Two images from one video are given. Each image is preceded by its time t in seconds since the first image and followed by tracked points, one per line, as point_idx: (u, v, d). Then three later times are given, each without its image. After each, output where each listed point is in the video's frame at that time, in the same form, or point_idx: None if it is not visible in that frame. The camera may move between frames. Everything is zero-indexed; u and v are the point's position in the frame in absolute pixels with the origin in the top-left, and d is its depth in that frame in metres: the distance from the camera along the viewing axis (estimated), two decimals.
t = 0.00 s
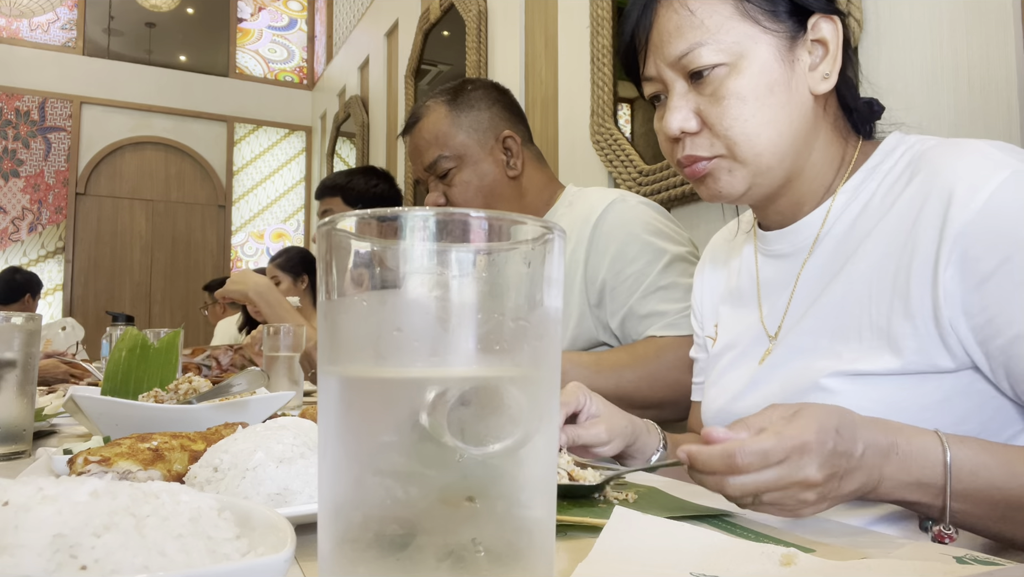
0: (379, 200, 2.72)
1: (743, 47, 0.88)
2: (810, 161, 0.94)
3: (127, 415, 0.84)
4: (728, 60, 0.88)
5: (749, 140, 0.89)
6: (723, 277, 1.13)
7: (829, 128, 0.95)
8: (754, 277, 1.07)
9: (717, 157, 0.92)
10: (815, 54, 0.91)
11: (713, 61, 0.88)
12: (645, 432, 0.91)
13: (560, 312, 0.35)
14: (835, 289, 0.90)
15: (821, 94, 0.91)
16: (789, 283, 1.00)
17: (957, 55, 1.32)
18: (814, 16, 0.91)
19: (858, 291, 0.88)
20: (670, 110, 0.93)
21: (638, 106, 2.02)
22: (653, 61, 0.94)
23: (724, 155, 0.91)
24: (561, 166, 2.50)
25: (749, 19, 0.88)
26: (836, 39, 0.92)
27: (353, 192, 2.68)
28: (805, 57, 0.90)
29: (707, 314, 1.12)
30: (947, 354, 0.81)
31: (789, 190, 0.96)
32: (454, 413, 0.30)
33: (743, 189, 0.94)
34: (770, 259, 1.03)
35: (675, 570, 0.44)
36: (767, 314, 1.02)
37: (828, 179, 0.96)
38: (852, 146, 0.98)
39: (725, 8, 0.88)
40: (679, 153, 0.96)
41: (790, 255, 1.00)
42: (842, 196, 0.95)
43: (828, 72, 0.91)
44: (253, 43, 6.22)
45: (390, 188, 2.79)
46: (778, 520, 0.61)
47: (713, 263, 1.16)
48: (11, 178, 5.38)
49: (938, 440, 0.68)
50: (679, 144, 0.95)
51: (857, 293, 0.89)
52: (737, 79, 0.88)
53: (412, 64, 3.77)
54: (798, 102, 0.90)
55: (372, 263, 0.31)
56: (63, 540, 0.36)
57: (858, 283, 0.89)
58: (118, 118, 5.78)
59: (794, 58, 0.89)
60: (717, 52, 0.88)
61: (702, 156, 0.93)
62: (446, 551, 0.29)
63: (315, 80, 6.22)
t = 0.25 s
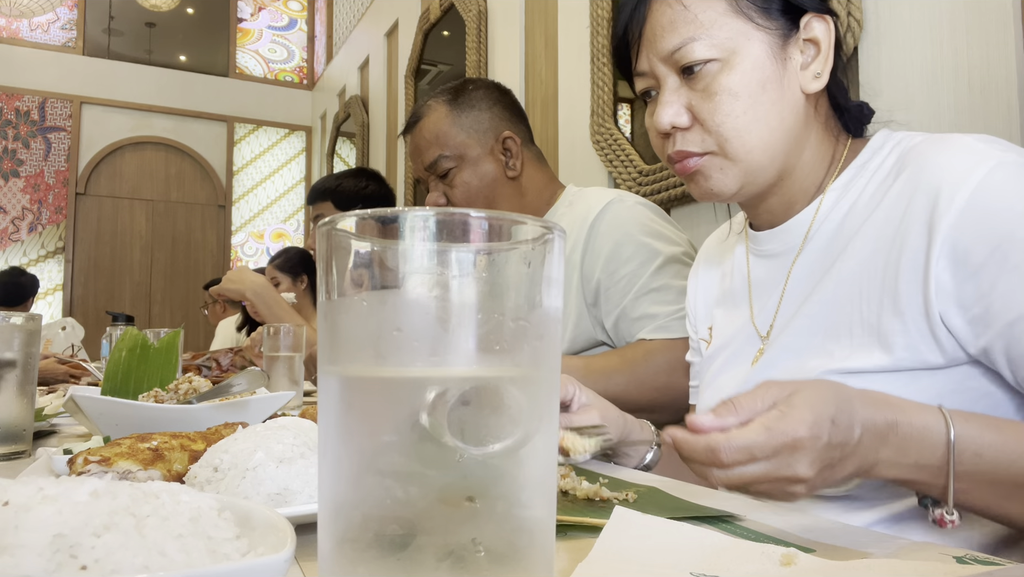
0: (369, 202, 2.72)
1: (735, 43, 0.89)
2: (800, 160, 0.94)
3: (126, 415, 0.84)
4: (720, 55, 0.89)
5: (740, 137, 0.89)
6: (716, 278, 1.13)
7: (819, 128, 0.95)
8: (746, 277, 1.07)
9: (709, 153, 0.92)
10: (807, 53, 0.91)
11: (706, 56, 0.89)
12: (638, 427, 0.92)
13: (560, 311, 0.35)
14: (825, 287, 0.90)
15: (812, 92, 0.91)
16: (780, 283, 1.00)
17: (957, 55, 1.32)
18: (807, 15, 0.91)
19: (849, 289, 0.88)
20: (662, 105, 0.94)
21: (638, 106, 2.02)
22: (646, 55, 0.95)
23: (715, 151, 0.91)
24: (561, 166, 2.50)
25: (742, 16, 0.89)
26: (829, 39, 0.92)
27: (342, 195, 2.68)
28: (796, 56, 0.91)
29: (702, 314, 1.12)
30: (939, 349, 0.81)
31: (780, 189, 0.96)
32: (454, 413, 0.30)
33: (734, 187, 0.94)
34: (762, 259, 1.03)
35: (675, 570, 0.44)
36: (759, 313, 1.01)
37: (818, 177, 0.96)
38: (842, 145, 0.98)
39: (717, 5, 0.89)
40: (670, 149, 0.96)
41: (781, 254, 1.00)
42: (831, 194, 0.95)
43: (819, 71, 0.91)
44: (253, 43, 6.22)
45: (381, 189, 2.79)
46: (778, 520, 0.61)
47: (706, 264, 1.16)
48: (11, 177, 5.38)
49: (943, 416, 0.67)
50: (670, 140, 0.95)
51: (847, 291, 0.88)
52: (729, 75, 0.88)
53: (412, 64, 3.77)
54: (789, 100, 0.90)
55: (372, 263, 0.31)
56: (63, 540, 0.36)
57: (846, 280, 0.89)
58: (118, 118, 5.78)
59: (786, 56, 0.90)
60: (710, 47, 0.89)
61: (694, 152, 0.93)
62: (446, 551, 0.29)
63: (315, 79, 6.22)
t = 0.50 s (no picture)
0: (366, 200, 2.71)
1: (714, 42, 0.88)
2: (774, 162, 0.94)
3: (126, 415, 0.84)
4: (700, 54, 0.88)
5: (719, 136, 0.89)
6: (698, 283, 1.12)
7: (795, 130, 0.95)
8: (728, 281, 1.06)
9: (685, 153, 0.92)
10: (783, 56, 0.92)
11: (686, 54, 0.87)
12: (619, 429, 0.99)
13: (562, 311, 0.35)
14: (803, 291, 0.90)
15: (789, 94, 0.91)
16: (758, 286, 1.00)
17: (957, 54, 1.32)
18: (784, 17, 0.91)
19: (825, 291, 0.88)
20: (639, 102, 0.93)
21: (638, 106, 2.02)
22: (624, 51, 0.93)
23: (693, 150, 0.91)
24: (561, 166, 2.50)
25: (721, 15, 0.88)
26: (804, 43, 0.92)
27: (339, 194, 2.68)
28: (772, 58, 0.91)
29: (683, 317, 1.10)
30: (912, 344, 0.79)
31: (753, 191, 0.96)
32: (456, 413, 0.30)
33: (711, 187, 0.93)
34: (744, 262, 1.02)
35: (675, 570, 0.44)
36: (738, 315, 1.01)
37: (792, 179, 0.96)
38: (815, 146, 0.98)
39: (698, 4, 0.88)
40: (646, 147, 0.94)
41: (759, 256, 0.99)
42: (805, 194, 0.94)
43: (796, 75, 0.91)
44: (253, 43, 6.22)
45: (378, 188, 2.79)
46: (778, 520, 0.61)
47: (689, 271, 1.15)
48: (11, 178, 5.38)
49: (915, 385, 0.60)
50: (647, 137, 0.94)
51: (824, 294, 0.88)
52: (708, 74, 0.88)
53: (412, 64, 3.78)
54: (765, 102, 0.90)
55: (374, 264, 0.31)
56: (64, 539, 0.36)
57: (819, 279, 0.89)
58: (118, 118, 5.78)
59: (763, 57, 0.90)
60: (690, 45, 0.87)
61: (672, 150, 0.92)
62: (447, 551, 0.29)
63: (315, 80, 6.21)
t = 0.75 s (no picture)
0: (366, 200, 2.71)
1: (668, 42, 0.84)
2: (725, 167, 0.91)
3: (127, 415, 0.84)
4: (652, 54, 0.84)
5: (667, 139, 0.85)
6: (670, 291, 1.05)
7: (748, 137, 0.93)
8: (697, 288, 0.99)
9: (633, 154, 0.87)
10: (737, 62, 0.89)
11: (637, 52, 0.84)
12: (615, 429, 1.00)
13: (563, 311, 0.35)
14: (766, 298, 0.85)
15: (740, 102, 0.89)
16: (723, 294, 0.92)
17: (956, 54, 1.32)
18: (739, 24, 0.89)
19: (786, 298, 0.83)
20: (589, 100, 0.89)
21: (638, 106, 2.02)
22: (578, 46, 0.89)
23: (641, 151, 0.86)
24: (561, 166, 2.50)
25: (676, 15, 0.85)
26: (759, 51, 0.91)
27: (339, 197, 2.68)
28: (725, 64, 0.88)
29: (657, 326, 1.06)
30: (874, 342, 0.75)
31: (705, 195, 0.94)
32: (456, 413, 0.30)
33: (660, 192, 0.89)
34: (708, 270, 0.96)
35: (676, 570, 0.44)
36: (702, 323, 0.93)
37: (743, 183, 0.94)
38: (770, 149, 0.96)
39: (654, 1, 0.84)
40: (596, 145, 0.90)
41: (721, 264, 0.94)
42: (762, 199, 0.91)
43: (749, 81, 0.89)
44: (253, 43, 6.22)
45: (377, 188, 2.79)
46: (778, 520, 0.61)
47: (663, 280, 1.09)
48: (11, 178, 5.38)
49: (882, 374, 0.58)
50: (596, 136, 0.90)
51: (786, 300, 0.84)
52: (659, 75, 0.84)
53: (412, 64, 3.77)
54: (716, 107, 0.87)
55: (375, 264, 0.31)
56: (65, 539, 0.36)
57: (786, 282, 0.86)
58: (118, 118, 5.78)
59: (718, 64, 0.87)
60: (644, 45, 0.84)
61: (621, 150, 0.87)
62: (447, 551, 0.29)
63: (315, 80, 6.21)
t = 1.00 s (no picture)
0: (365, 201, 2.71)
1: (624, 42, 0.87)
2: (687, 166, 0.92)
3: (127, 415, 0.84)
4: (608, 53, 0.87)
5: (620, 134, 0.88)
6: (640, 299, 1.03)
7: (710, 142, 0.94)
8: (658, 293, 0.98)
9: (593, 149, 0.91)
10: (697, 68, 0.91)
11: (594, 50, 0.87)
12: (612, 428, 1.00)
13: (562, 310, 0.35)
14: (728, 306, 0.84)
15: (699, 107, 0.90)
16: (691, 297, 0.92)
17: (956, 54, 1.32)
18: (700, 31, 0.91)
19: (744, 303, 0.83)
20: (547, 97, 0.93)
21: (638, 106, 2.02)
22: (536, 46, 0.93)
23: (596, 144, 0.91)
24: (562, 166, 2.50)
25: (636, 18, 0.87)
26: (719, 57, 0.92)
27: (339, 198, 2.68)
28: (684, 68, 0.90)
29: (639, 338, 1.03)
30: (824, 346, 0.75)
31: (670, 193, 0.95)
32: (456, 413, 0.30)
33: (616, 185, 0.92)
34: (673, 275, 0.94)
35: (676, 570, 0.44)
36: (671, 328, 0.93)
37: (706, 186, 0.94)
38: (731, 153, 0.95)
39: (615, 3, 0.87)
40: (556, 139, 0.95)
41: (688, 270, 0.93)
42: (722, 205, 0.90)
43: (706, 86, 0.90)
44: (253, 43, 6.22)
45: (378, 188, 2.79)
46: (777, 520, 0.61)
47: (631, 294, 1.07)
48: (11, 178, 5.38)
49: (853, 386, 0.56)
50: (557, 130, 0.94)
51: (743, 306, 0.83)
52: (613, 73, 0.87)
53: (412, 64, 3.78)
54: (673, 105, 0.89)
55: (375, 264, 0.31)
56: (64, 539, 0.36)
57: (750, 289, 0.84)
58: (118, 118, 5.78)
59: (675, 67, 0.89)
60: (600, 44, 0.87)
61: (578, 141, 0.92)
62: (447, 551, 0.29)
63: (315, 80, 6.21)
